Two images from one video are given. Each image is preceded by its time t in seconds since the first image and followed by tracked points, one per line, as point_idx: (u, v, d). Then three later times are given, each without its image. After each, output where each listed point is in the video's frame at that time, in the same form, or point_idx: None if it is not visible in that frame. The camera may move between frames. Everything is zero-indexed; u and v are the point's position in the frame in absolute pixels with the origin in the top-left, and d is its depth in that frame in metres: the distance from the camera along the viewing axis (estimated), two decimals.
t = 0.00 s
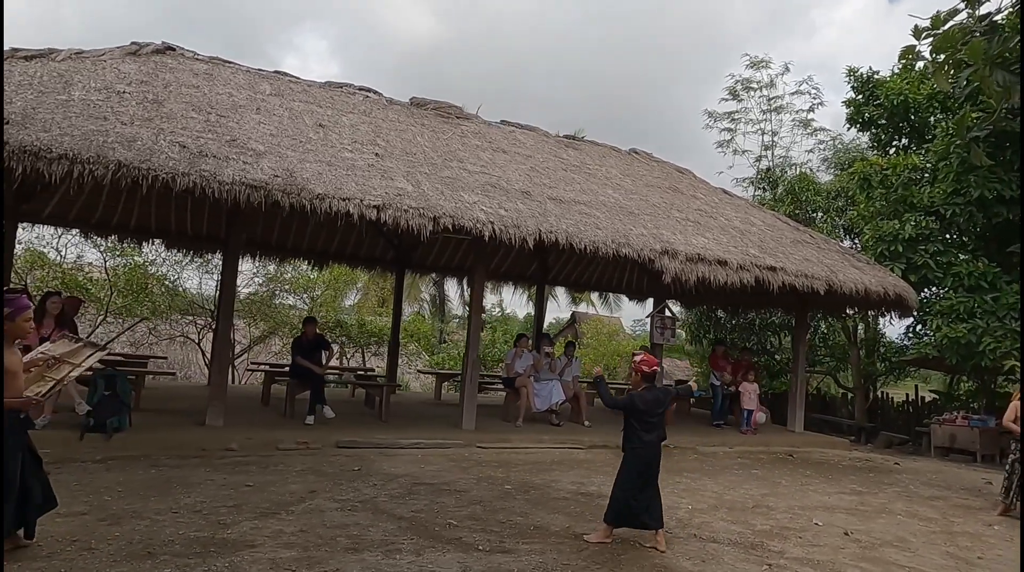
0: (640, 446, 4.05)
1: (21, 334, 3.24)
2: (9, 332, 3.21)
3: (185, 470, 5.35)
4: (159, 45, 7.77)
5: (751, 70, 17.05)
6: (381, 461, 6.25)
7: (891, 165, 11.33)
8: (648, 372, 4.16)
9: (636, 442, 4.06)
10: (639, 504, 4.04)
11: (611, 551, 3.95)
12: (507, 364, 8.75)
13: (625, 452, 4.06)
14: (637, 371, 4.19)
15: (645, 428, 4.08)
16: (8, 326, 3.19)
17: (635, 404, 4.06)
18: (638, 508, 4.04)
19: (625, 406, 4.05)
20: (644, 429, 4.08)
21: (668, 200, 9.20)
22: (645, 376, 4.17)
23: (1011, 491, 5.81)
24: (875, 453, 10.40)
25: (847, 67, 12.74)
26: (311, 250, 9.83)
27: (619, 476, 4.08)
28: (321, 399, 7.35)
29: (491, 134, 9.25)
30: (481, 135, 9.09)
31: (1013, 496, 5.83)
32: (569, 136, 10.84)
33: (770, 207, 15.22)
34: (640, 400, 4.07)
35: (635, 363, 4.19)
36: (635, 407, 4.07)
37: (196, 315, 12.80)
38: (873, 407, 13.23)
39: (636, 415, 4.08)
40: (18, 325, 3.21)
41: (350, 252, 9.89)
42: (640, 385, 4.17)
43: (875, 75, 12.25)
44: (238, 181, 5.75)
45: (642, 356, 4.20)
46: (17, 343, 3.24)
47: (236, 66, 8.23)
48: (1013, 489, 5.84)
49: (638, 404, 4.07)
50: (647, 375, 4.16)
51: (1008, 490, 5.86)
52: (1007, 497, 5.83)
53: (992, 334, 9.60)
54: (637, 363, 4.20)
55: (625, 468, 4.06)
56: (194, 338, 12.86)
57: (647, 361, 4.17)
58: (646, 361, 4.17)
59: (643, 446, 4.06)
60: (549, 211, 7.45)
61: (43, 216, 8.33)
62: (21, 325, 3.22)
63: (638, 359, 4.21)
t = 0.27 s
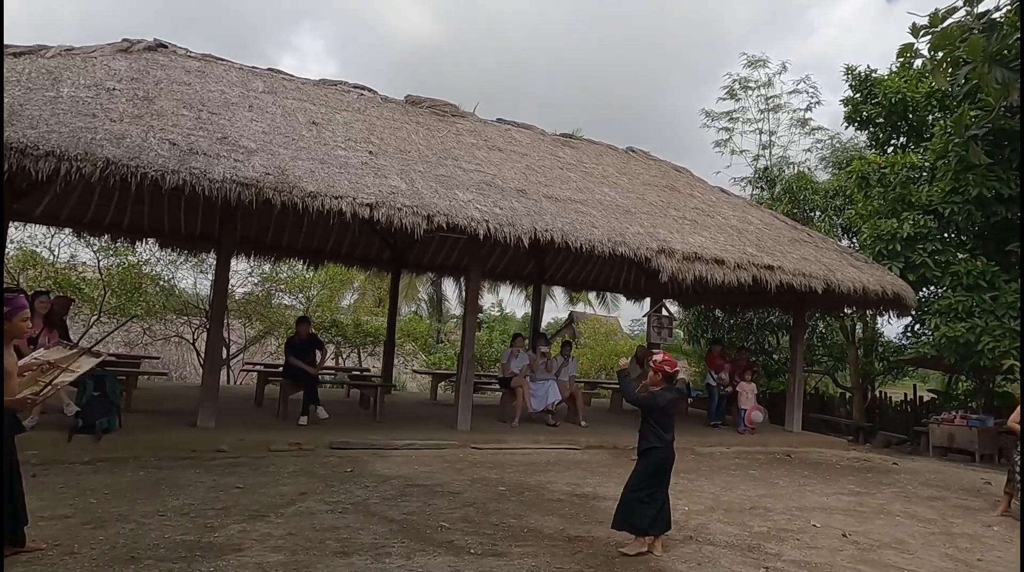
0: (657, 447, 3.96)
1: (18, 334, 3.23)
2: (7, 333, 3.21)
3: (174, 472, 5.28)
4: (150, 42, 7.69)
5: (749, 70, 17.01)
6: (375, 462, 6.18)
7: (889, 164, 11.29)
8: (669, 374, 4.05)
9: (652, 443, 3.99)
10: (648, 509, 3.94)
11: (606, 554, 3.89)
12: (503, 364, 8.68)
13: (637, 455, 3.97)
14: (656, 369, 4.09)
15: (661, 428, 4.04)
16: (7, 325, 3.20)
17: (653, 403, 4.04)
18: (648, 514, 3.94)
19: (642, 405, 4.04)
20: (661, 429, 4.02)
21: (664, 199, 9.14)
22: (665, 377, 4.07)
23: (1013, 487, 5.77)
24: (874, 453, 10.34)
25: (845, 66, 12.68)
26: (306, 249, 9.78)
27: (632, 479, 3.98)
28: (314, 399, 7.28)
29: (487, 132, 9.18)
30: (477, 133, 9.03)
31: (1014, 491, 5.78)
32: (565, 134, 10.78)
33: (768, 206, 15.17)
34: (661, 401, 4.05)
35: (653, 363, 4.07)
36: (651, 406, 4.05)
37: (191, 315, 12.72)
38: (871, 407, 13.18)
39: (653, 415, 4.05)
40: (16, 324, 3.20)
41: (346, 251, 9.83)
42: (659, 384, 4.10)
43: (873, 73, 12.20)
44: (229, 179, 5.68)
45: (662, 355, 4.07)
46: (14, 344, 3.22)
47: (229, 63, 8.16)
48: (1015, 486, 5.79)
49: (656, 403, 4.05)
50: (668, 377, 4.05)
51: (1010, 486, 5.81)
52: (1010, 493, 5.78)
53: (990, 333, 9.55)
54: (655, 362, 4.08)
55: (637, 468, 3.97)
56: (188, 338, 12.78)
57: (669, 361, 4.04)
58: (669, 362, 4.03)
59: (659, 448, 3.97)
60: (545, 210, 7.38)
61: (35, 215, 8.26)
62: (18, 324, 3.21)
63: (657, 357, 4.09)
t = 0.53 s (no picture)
0: (663, 452, 3.92)
1: (18, 333, 3.21)
2: (9, 332, 3.19)
3: (162, 474, 5.21)
4: (141, 39, 7.62)
5: (745, 69, 16.97)
6: (366, 463, 6.12)
7: (885, 163, 11.24)
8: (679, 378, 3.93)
9: (659, 448, 3.94)
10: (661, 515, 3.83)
11: (596, 558, 3.84)
12: (497, 364, 8.63)
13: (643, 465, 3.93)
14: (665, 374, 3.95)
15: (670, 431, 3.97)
16: (7, 324, 3.17)
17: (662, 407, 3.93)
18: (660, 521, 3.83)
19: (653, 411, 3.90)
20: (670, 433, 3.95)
21: (660, 198, 9.09)
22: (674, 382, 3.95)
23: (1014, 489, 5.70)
24: (870, 454, 10.29)
25: (841, 65, 12.64)
26: (300, 249, 9.72)
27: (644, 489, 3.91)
28: (305, 400, 7.21)
29: (481, 131, 9.12)
30: (470, 132, 8.97)
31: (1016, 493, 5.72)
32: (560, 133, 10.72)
33: (764, 205, 15.12)
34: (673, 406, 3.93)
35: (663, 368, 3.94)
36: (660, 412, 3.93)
37: (185, 315, 12.65)
38: (868, 407, 13.15)
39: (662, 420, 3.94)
40: (17, 322, 3.18)
41: (340, 251, 9.76)
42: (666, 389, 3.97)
43: (869, 73, 12.15)
44: (218, 177, 5.61)
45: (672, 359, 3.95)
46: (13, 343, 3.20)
47: (221, 61, 8.09)
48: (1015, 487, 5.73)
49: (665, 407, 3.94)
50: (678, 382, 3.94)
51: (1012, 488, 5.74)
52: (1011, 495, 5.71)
53: (987, 333, 9.52)
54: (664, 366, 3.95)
55: (648, 477, 3.96)
56: (182, 338, 12.71)
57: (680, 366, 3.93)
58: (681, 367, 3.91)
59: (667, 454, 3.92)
60: (538, 209, 7.33)
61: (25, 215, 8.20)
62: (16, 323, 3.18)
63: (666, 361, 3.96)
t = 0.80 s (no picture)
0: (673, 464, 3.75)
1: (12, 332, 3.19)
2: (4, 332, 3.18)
3: (147, 474, 5.18)
4: (130, 36, 7.57)
5: (740, 69, 16.96)
6: (354, 463, 6.09)
7: (879, 162, 11.23)
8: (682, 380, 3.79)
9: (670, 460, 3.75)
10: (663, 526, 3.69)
11: (580, 557, 3.81)
12: (489, 364, 8.59)
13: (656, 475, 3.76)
14: (666, 377, 3.80)
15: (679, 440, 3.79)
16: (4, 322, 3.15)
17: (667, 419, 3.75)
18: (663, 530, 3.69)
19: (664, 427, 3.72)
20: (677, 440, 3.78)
21: (652, 197, 9.07)
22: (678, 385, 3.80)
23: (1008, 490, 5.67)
24: (863, 453, 10.29)
25: (835, 64, 12.62)
26: (292, 248, 9.69)
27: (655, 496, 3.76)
28: (294, 399, 7.18)
29: (473, 130, 9.09)
30: (462, 130, 8.94)
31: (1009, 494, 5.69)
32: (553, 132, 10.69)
33: (758, 205, 15.11)
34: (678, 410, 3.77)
35: (664, 371, 3.79)
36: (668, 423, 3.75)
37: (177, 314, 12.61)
38: (862, 406, 13.14)
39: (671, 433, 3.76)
40: (13, 322, 3.17)
41: (333, 249, 9.71)
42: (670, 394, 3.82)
43: (863, 72, 12.14)
44: (204, 175, 5.58)
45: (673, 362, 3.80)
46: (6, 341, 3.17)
47: (211, 59, 8.05)
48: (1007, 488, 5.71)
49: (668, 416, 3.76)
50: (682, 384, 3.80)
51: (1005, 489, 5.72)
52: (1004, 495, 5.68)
53: (979, 332, 9.53)
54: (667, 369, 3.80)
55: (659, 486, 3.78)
56: (174, 337, 12.67)
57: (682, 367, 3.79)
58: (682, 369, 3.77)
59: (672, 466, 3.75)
60: (529, 207, 7.30)
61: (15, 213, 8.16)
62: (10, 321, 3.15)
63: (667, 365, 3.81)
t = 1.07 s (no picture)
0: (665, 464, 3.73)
1: None
2: None
3: (128, 473, 5.15)
4: (114, 34, 7.54)
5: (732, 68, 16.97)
6: (338, 462, 6.08)
7: (867, 161, 11.26)
8: (660, 378, 3.78)
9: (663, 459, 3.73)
10: (655, 527, 3.61)
11: (556, 556, 3.80)
12: (476, 363, 8.58)
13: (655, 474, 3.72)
14: (644, 373, 3.79)
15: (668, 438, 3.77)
16: None
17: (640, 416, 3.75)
18: (653, 530, 3.62)
19: (639, 426, 3.73)
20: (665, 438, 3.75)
21: (640, 196, 9.06)
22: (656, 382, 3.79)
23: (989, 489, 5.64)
24: (852, 451, 10.31)
25: (825, 64, 12.64)
26: (281, 247, 9.66)
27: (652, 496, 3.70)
28: (280, 398, 7.16)
29: (461, 128, 9.07)
30: (450, 129, 8.92)
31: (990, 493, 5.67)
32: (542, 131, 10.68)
33: (749, 204, 15.12)
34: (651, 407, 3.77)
35: (642, 368, 3.78)
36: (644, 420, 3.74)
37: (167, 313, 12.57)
38: (853, 405, 13.16)
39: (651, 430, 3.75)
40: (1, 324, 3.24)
41: (322, 249, 9.68)
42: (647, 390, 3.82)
43: (852, 71, 12.15)
44: (185, 173, 5.56)
45: (652, 359, 3.79)
46: None
47: (197, 57, 8.02)
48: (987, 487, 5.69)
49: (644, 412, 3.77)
50: (660, 382, 3.79)
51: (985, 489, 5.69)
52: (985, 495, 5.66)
53: (966, 330, 9.56)
54: (645, 366, 3.79)
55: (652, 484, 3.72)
56: (164, 337, 12.64)
57: (660, 364, 3.79)
58: (660, 366, 3.76)
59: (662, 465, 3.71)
60: (515, 206, 7.29)
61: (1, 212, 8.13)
62: None
63: (646, 361, 3.80)
